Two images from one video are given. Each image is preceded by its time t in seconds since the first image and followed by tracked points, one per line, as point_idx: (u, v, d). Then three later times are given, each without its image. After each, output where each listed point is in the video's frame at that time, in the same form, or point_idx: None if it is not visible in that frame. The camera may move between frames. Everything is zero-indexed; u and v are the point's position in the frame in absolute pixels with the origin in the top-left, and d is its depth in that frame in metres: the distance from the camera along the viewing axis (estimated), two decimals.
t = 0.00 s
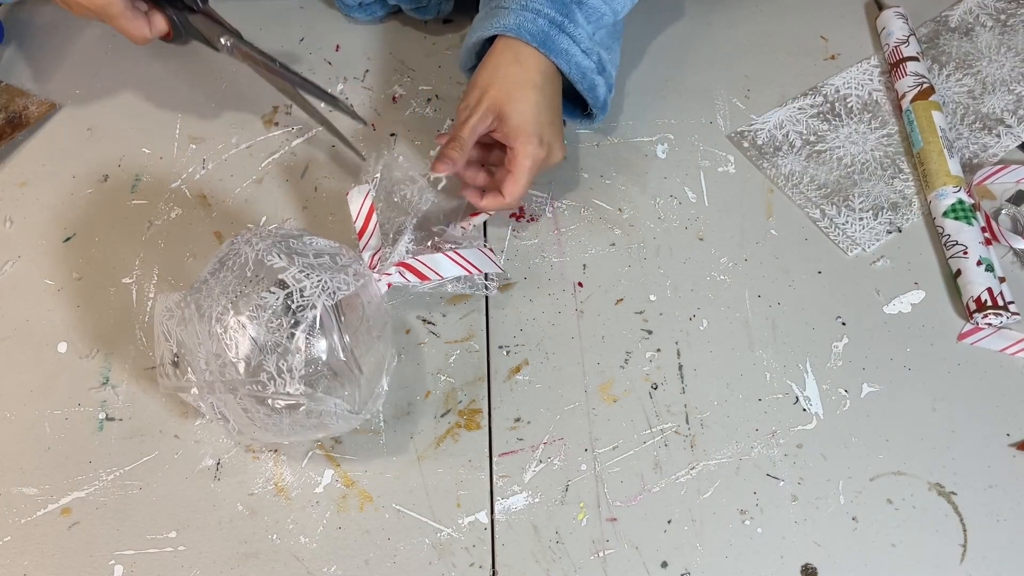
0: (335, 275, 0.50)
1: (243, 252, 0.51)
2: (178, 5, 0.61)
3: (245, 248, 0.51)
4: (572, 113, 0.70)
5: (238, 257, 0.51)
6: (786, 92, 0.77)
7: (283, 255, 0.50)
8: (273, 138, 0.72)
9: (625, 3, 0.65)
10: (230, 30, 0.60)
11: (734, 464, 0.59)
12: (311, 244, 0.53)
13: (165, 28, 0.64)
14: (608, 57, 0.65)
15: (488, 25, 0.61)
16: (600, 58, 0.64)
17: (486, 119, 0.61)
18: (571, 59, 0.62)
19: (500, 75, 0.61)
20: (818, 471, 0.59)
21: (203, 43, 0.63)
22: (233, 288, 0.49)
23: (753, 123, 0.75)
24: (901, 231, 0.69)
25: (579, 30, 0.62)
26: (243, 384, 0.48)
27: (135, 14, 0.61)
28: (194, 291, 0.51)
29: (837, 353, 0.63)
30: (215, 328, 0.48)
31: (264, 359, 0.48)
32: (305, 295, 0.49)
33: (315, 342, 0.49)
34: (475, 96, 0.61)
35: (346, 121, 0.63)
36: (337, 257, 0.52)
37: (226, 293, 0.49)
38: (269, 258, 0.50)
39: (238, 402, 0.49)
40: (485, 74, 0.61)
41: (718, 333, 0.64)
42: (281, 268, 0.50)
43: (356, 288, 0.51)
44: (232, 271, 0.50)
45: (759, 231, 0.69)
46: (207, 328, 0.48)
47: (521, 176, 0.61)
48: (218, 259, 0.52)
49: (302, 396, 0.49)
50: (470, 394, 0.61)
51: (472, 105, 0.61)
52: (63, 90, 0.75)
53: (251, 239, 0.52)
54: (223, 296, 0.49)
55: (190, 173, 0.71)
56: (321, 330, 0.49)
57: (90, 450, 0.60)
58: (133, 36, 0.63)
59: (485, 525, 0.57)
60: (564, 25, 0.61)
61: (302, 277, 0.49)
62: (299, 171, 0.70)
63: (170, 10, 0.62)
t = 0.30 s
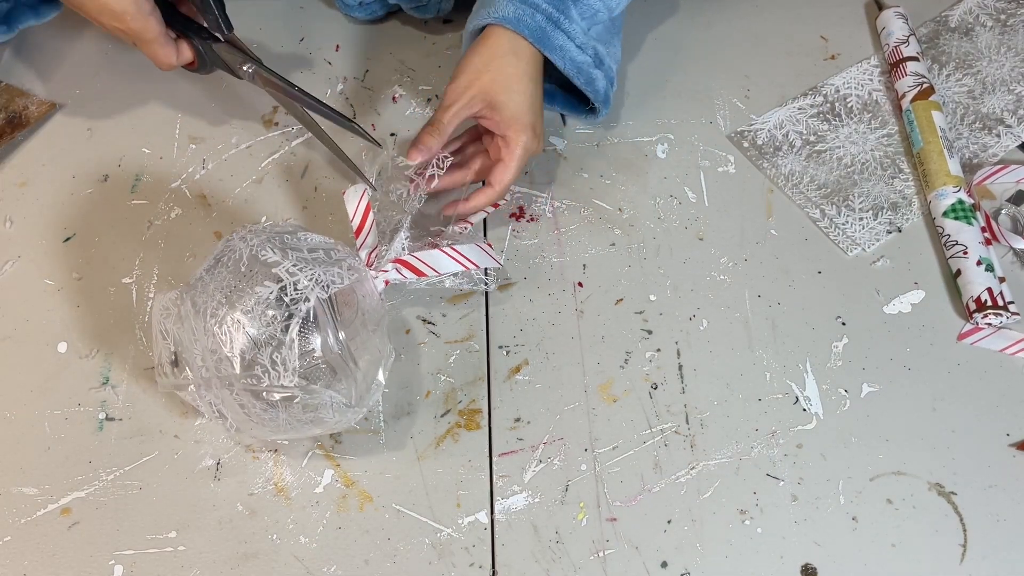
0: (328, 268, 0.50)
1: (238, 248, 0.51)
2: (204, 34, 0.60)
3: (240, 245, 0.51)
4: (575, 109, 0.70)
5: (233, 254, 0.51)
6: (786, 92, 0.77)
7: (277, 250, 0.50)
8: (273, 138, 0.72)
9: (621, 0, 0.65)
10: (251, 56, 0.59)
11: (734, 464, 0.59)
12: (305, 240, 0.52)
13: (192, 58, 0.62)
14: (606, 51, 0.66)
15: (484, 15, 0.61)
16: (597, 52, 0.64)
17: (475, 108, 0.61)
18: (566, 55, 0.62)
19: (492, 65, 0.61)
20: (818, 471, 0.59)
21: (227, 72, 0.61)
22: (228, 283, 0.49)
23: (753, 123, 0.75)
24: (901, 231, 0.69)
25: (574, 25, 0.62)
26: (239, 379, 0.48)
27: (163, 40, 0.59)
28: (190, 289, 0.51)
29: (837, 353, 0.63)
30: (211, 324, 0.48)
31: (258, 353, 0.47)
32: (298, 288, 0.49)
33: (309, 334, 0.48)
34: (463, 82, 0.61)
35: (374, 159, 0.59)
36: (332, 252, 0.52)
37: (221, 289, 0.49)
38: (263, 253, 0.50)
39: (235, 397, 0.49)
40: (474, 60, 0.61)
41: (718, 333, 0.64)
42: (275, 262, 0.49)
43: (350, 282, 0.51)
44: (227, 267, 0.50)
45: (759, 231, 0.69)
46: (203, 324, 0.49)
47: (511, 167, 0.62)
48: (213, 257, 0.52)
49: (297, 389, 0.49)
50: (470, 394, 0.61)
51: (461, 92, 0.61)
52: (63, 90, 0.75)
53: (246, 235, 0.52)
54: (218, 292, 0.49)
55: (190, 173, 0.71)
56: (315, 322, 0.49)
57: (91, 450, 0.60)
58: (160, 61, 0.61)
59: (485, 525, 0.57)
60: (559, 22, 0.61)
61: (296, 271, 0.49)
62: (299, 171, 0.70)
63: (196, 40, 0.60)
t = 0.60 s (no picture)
0: (333, 274, 0.50)
1: (242, 252, 0.51)
2: (220, 37, 0.59)
3: (245, 248, 0.51)
4: (576, 109, 0.71)
5: (237, 257, 0.51)
6: (786, 92, 0.77)
7: (282, 254, 0.50)
8: (273, 138, 0.72)
9: (614, 6, 0.65)
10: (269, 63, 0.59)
11: (734, 464, 0.59)
12: (310, 244, 0.52)
13: (210, 60, 0.62)
14: (603, 56, 0.67)
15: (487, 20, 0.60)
16: (594, 57, 0.66)
17: (484, 113, 0.61)
18: (561, 63, 0.64)
19: (499, 71, 0.61)
20: (818, 471, 0.59)
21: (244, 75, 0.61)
22: (232, 287, 0.49)
23: (753, 123, 0.75)
24: (901, 231, 0.69)
25: (568, 34, 0.63)
26: (243, 383, 0.48)
27: (179, 45, 0.59)
28: (193, 292, 0.51)
29: (837, 353, 0.63)
30: (215, 328, 0.48)
31: (263, 358, 0.48)
32: (303, 294, 0.49)
33: (314, 341, 0.48)
34: (475, 89, 0.60)
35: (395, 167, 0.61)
36: (336, 257, 0.52)
37: (225, 292, 0.49)
38: (268, 258, 0.50)
39: (238, 401, 0.49)
40: (481, 65, 0.61)
41: (718, 333, 0.64)
42: (280, 267, 0.49)
43: (355, 287, 0.51)
44: (231, 270, 0.50)
45: (759, 231, 0.69)
46: (206, 328, 0.48)
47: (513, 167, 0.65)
48: (217, 259, 0.52)
49: (301, 395, 0.49)
50: (470, 394, 0.61)
51: (474, 98, 0.60)
52: (63, 90, 0.75)
53: (250, 238, 0.52)
54: (222, 295, 0.49)
55: (190, 173, 0.71)
56: (320, 329, 0.49)
57: (91, 450, 0.60)
58: (179, 64, 0.61)
59: (485, 525, 0.57)
60: (554, 32, 0.62)
61: (301, 276, 0.49)
62: (299, 171, 0.70)
63: (211, 42, 0.60)
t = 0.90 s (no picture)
0: (336, 275, 0.50)
1: (245, 251, 0.51)
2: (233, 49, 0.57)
3: (247, 247, 0.51)
4: (575, 108, 0.71)
5: (240, 256, 0.51)
6: (786, 92, 0.77)
7: (285, 255, 0.50)
8: (273, 139, 0.72)
9: (617, 5, 0.66)
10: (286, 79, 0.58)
11: (734, 464, 0.59)
12: (313, 244, 0.52)
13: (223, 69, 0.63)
14: (604, 55, 0.67)
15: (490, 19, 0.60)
16: (596, 57, 0.66)
17: (487, 111, 0.61)
18: (564, 62, 0.64)
19: (503, 70, 0.61)
20: (818, 471, 0.59)
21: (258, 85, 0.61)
22: (235, 287, 0.49)
23: (753, 123, 0.75)
24: (901, 231, 0.69)
25: (571, 33, 0.63)
26: (244, 383, 0.48)
27: (190, 62, 0.60)
28: (196, 290, 0.51)
29: (837, 353, 0.63)
30: (217, 327, 0.48)
31: (265, 359, 0.48)
32: (306, 295, 0.49)
33: (316, 342, 0.49)
34: (478, 86, 0.60)
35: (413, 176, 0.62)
36: (339, 258, 0.52)
37: (227, 292, 0.49)
38: (271, 258, 0.50)
39: (239, 401, 0.49)
40: (484, 63, 0.60)
41: (718, 333, 0.64)
42: (283, 268, 0.49)
43: (358, 289, 0.51)
44: (233, 270, 0.50)
45: (759, 231, 0.69)
46: (208, 327, 0.48)
47: (528, 167, 0.65)
48: (219, 258, 0.52)
49: (302, 397, 0.49)
50: (470, 394, 0.61)
51: (475, 95, 0.60)
52: (62, 90, 0.75)
53: (253, 237, 0.52)
54: (224, 295, 0.49)
55: (190, 173, 0.71)
56: (322, 330, 0.49)
57: (91, 450, 0.60)
58: (192, 77, 0.63)
59: (485, 525, 0.57)
60: (557, 30, 0.62)
61: (304, 277, 0.49)
62: (299, 171, 0.70)
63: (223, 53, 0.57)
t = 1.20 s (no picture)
0: (328, 264, 0.50)
1: (238, 245, 0.51)
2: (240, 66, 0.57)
3: (240, 242, 0.51)
4: (575, 109, 0.71)
5: (232, 251, 0.51)
6: (786, 92, 0.77)
7: (277, 246, 0.50)
8: (273, 138, 0.72)
9: (616, 6, 0.66)
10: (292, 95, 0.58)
11: (734, 464, 0.59)
12: (304, 237, 0.53)
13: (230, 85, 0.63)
14: (602, 55, 0.67)
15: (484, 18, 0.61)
16: (593, 57, 0.66)
17: (481, 111, 0.61)
18: (561, 61, 0.64)
19: (498, 69, 0.61)
20: (818, 471, 0.59)
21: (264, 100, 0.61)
22: (228, 281, 0.49)
23: (753, 123, 0.75)
24: (901, 231, 0.69)
25: (568, 32, 0.63)
26: (240, 375, 0.48)
27: (195, 78, 0.60)
28: (190, 287, 0.51)
29: (837, 353, 0.63)
30: (211, 320, 0.48)
31: (260, 349, 0.48)
32: (299, 284, 0.49)
33: (310, 330, 0.49)
34: (472, 85, 0.60)
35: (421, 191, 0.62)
36: (331, 249, 0.52)
37: (221, 286, 0.49)
38: (263, 250, 0.50)
39: (237, 393, 0.49)
40: (479, 62, 0.60)
41: (718, 333, 0.64)
42: (275, 259, 0.50)
43: (350, 278, 0.51)
44: (227, 264, 0.50)
45: (759, 231, 0.69)
46: (203, 321, 0.49)
47: (520, 168, 0.64)
48: (213, 255, 0.52)
49: (298, 384, 0.49)
50: (470, 394, 0.61)
51: (469, 94, 0.60)
52: (62, 89, 0.75)
53: (245, 233, 0.52)
54: (218, 289, 0.49)
55: (190, 173, 0.71)
56: (315, 318, 0.49)
57: (91, 450, 0.60)
58: (200, 93, 0.63)
59: (485, 525, 0.57)
60: (555, 29, 0.62)
61: (296, 267, 0.49)
62: (299, 172, 0.70)
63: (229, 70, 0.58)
